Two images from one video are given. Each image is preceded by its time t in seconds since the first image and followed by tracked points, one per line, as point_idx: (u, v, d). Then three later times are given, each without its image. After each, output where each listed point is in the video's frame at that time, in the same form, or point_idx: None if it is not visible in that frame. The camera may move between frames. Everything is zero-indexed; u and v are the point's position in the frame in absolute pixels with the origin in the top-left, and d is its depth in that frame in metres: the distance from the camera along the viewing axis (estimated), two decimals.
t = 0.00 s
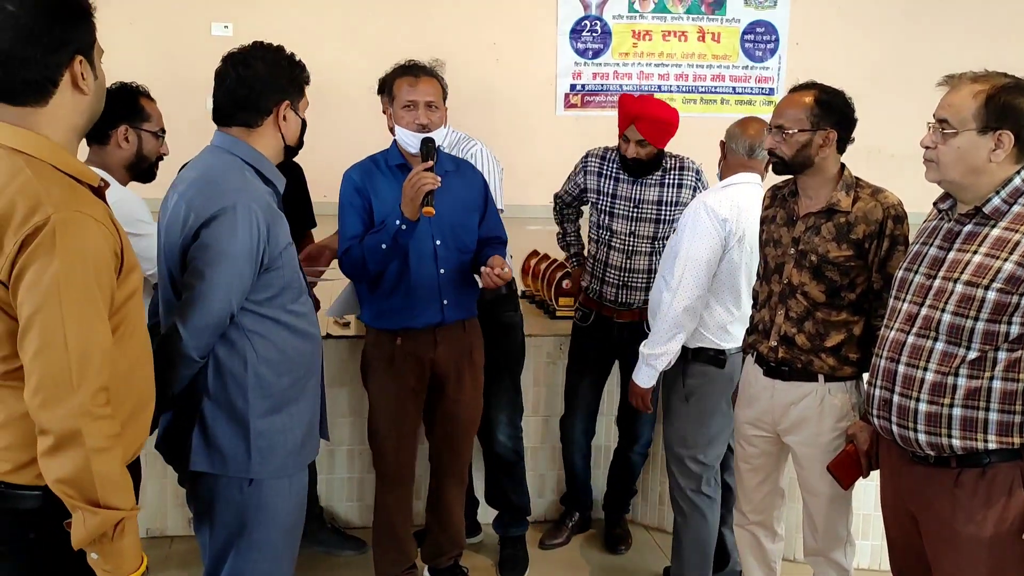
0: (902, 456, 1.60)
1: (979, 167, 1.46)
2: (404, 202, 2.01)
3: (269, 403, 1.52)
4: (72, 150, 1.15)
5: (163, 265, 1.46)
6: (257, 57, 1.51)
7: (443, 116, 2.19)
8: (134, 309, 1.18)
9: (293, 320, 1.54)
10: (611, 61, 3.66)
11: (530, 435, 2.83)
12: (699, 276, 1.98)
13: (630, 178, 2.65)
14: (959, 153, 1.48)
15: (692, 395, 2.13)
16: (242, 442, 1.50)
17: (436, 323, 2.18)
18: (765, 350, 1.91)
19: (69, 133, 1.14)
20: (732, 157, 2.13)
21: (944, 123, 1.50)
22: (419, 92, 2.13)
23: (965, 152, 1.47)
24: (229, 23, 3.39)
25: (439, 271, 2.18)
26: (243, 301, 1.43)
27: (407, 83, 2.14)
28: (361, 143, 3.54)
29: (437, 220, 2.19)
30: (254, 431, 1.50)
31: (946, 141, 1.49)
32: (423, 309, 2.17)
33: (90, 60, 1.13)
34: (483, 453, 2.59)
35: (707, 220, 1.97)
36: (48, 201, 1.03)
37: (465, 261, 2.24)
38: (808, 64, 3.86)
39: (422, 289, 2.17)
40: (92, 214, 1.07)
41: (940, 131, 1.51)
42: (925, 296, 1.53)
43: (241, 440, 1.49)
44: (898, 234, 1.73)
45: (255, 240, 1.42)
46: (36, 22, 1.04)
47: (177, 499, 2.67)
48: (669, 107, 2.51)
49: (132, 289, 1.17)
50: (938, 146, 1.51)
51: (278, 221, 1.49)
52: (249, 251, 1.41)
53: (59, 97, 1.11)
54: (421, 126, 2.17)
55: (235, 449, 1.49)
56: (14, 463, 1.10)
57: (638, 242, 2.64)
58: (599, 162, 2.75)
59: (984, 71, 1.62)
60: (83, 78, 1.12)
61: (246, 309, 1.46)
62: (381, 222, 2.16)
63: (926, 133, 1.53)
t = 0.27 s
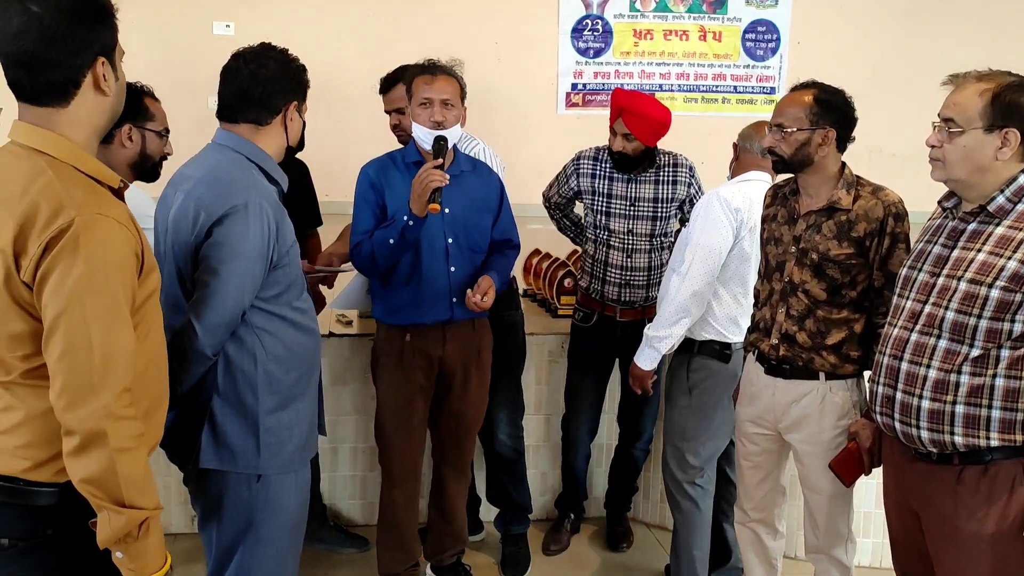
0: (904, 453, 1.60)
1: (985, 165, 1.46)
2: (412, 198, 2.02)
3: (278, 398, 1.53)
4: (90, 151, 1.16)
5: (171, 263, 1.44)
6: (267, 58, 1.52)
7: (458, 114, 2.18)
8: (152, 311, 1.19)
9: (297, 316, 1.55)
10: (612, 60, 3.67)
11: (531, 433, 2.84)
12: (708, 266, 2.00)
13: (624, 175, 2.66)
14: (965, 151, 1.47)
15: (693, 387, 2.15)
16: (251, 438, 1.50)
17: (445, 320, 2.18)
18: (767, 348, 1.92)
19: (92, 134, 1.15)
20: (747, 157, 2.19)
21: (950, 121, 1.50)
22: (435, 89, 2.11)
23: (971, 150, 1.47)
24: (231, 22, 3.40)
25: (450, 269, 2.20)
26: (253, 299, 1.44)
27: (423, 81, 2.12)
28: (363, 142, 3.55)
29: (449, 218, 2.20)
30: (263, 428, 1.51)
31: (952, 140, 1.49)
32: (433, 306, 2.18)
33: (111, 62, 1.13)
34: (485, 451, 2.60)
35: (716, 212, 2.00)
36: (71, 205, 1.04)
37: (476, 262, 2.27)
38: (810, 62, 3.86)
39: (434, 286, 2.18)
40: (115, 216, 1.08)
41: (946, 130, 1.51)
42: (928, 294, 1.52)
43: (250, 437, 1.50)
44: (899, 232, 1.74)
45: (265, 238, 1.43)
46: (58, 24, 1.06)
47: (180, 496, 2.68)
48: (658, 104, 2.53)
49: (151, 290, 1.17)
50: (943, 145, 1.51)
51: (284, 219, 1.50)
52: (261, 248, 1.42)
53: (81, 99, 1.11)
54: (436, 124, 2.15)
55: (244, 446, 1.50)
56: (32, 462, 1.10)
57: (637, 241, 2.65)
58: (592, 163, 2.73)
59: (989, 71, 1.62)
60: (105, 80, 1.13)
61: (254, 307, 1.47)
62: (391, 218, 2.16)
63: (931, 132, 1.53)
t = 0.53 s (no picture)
0: (908, 446, 1.61)
1: (993, 160, 1.46)
2: (420, 192, 2.04)
3: (287, 389, 1.55)
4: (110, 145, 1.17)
5: (183, 255, 1.44)
6: (276, 55, 1.53)
7: (473, 111, 2.17)
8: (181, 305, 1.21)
9: (305, 309, 1.57)
10: (614, 56, 3.67)
11: (535, 427, 2.85)
12: (718, 255, 2.02)
13: (614, 167, 2.68)
14: (972, 146, 1.47)
15: (700, 382, 2.17)
16: (262, 430, 1.52)
17: (452, 313, 2.20)
18: (769, 342, 1.92)
19: (112, 130, 1.16)
20: (758, 155, 2.21)
21: (958, 117, 1.50)
22: (450, 86, 2.11)
23: (979, 145, 1.47)
24: (233, 18, 3.41)
25: (458, 264, 2.21)
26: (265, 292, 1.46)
27: (440, 77, 2.12)
28: (365, 137, 3.56)
29: (460, 214, 2.22)
30: (274, 419, 1.52)
31: (960, 135, 1.49)
32: (440, 299, 2.19)
33: (130, 57, 1.14)
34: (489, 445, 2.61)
35: (727, 202, 2.03)
36: (104, 200, 1.06)
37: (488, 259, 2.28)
38: (811, 58, 3.87)
39: (442, 282, 2.19)
40: (147, 210, 1.10)
41: (953, 126, 1.50)
42: (933, 288, 1.53)
43: (261, 428, 1.52)
44: (901, 227, 1.75)
45: (278, 232, 1.45)
46: (80, 19, 1.07)
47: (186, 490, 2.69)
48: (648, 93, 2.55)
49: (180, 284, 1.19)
50: (952, 140, 1.50)
51: (294, 213, 1.52)
52: (274, 241, 1.44)
53: (102, 94, 1.13)
54: (449, 121, 2.15)
55: (255, 437, 1.52)
56: (60, 453, 1.13)
57: (628, 231, 2.66)
58: (581, 158, 2.72)
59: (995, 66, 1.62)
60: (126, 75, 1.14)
61: (265, 300, 1.48)
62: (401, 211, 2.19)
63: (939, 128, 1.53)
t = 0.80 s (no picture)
0: (910, 440, 1.62)
1: (997, 156, 1.47)
2: (427, 189, 2.05)
3: (294, 384, 1.56)
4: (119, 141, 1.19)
5: (189, 251, 1.45)
6: (274, 50, 1.54)
7: (483, 109, 2.18)
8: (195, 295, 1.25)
9: (310, 304, 1.58)
10: (615, 51, 3.68)
11: (536, 422, 2.87)
12: (726, 250, 2.03)
13: (611, 160, 2.69)
14: (976, 142, 1.48)
15: (708, 377, 2.18)
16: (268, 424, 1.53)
17: (456, 308, 2.21)
18: (770, 337, 1.93)
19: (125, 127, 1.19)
20: (758, 151, 2.22)
21: (962, 113, 1.50)
22: (461, 84, 2.11)
23: (983, 141, 1.47)
24: (235, 14, 3.41)
25: (462, 260, 2.22)
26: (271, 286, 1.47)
27: (451, 75, 2.12)
28: (367, 133, 3.56)
29: (466, 209, 2.23)
30: (280, 413, 1.54)
31: (964, 131, 1.49)
32: (444, 294, 2.20)
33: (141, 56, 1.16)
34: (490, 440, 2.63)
35: (733, 197, 2.04)
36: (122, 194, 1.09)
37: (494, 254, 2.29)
38: (812, 54, 3.87)
39: (446, 277, 2.20)
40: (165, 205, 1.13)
41: (957, 122, 1.50)
42: (935, 283, 1.54)
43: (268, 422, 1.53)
44: (903, 222, 1.76)
45: (283, 226, 1.46)
46: (93, 19, 1.09)
47: (190, 484, 2.71)
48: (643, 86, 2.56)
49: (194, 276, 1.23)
50: (955, 136, 1.51)
51: (298, 207, 1.53)
52: (280, 235, 1.45)
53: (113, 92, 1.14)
54: (458, 118, 2.16)
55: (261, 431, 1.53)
56: (63, 446, 1.18)
57: (622, 225, 2.67)
58: (580, 147, 2.75)
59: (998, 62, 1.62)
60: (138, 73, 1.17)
61: (270, 295, 1.50)
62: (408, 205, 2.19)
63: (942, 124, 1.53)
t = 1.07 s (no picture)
0: (913, 432, 1.62)
1: (1004, 145, 1.45)
2: (440, 178, 2.03)
3: (293, 377, 1.55)
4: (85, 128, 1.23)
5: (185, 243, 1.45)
6: (265, 40, 1.52)
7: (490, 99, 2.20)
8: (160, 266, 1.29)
9: (311, 297, 1.57)
10: (614, 42, 3.66)
11: (536, 414, 2.86)
12: (730, 243, 2.02)
13: (609, 150, 2.67)
14: (985, 131, 1.46)
15: (716, 369, 2.18)
16: (265, 416, 1.52)
17: (463, 300, 2.20)
18: (772, 329, 1.93)
19: (90, 113, 1.22)
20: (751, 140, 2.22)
21: (970, 101, 1.48)
22: (470, 75, 2.11)
23: (992, 130, 1.46)
24: (232, 4, 3.39)
25: (468, 251, 2.21)
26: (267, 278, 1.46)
27: (457, 65, 2.11)
28: (365, 124, 3.54)
29: (471, 200, 2.21)
30: (279, 406, 1.53)
31: (972, 120, 1.48)
32: (451, 286, 2.19)
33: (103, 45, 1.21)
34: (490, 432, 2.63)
35: (733, 190, 2.03)
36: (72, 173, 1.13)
37: (497, 245, 2.28)
38: (813, 45, 3.86)
39: (451, 269, 2.19)
40: (121, 174, 1.17)
41: (965, 111, 1.49)
42: (940, 274, 1.53)
43: (265, 414, 1.52)
44: (905, 214, 1.75)
45: (279, 218, 1.44)
46: (57, 9, 1.14)
47: (188, 477, 2.70)
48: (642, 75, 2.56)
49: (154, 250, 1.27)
50: (962, 124, 1.49)
51: (297, 199, 1.51)
52: (275, 227, 1.43)
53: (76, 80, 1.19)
54: (469, 109, 2.16)
55: (258, 423, 1.52)
56: (39, 423, 1.20)
57: (622, 216, 2.66)
58: (579, 136, 2.73)
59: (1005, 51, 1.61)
60: (100, 61, 1.21)
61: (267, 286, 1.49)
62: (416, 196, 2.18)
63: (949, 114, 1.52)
